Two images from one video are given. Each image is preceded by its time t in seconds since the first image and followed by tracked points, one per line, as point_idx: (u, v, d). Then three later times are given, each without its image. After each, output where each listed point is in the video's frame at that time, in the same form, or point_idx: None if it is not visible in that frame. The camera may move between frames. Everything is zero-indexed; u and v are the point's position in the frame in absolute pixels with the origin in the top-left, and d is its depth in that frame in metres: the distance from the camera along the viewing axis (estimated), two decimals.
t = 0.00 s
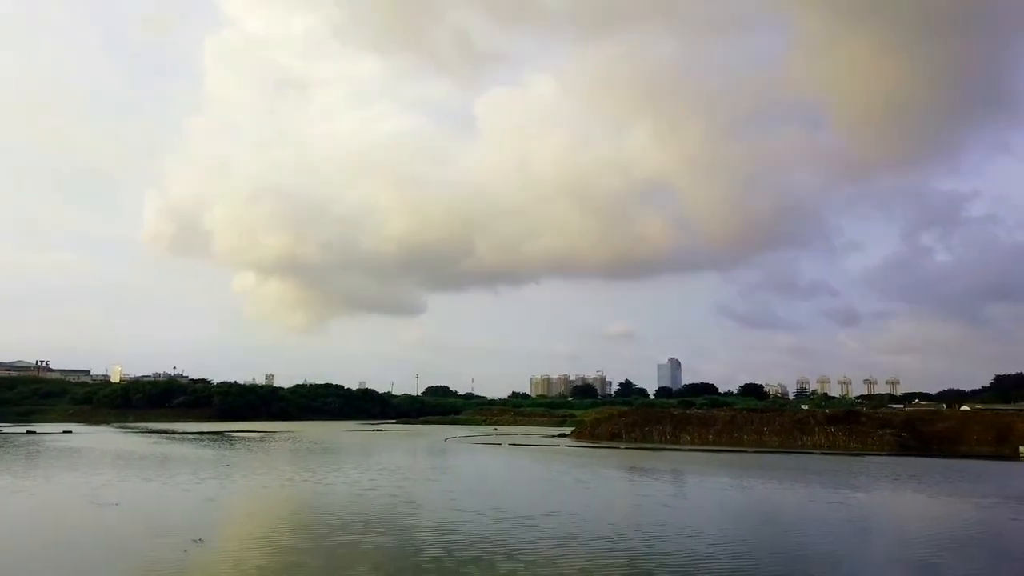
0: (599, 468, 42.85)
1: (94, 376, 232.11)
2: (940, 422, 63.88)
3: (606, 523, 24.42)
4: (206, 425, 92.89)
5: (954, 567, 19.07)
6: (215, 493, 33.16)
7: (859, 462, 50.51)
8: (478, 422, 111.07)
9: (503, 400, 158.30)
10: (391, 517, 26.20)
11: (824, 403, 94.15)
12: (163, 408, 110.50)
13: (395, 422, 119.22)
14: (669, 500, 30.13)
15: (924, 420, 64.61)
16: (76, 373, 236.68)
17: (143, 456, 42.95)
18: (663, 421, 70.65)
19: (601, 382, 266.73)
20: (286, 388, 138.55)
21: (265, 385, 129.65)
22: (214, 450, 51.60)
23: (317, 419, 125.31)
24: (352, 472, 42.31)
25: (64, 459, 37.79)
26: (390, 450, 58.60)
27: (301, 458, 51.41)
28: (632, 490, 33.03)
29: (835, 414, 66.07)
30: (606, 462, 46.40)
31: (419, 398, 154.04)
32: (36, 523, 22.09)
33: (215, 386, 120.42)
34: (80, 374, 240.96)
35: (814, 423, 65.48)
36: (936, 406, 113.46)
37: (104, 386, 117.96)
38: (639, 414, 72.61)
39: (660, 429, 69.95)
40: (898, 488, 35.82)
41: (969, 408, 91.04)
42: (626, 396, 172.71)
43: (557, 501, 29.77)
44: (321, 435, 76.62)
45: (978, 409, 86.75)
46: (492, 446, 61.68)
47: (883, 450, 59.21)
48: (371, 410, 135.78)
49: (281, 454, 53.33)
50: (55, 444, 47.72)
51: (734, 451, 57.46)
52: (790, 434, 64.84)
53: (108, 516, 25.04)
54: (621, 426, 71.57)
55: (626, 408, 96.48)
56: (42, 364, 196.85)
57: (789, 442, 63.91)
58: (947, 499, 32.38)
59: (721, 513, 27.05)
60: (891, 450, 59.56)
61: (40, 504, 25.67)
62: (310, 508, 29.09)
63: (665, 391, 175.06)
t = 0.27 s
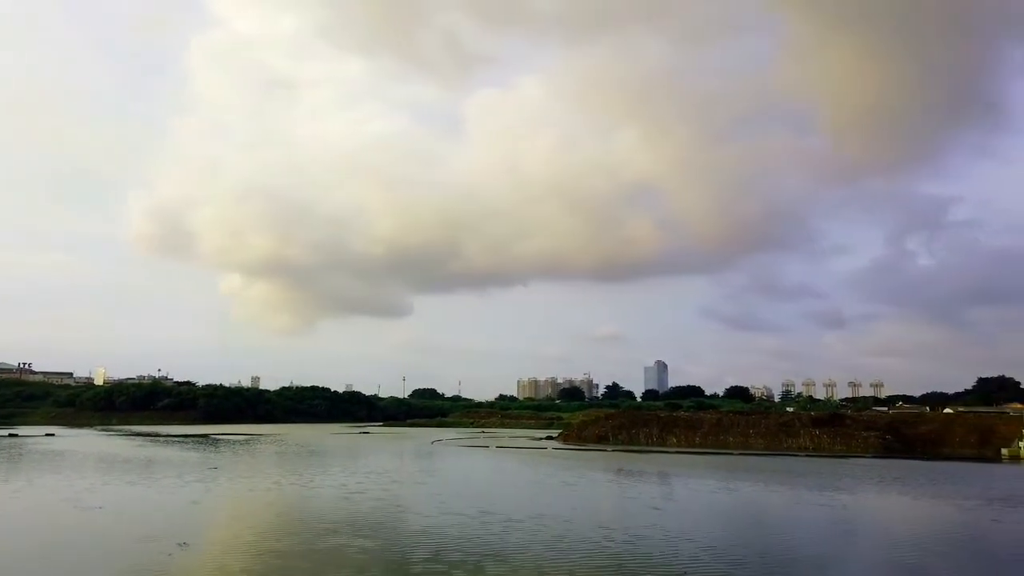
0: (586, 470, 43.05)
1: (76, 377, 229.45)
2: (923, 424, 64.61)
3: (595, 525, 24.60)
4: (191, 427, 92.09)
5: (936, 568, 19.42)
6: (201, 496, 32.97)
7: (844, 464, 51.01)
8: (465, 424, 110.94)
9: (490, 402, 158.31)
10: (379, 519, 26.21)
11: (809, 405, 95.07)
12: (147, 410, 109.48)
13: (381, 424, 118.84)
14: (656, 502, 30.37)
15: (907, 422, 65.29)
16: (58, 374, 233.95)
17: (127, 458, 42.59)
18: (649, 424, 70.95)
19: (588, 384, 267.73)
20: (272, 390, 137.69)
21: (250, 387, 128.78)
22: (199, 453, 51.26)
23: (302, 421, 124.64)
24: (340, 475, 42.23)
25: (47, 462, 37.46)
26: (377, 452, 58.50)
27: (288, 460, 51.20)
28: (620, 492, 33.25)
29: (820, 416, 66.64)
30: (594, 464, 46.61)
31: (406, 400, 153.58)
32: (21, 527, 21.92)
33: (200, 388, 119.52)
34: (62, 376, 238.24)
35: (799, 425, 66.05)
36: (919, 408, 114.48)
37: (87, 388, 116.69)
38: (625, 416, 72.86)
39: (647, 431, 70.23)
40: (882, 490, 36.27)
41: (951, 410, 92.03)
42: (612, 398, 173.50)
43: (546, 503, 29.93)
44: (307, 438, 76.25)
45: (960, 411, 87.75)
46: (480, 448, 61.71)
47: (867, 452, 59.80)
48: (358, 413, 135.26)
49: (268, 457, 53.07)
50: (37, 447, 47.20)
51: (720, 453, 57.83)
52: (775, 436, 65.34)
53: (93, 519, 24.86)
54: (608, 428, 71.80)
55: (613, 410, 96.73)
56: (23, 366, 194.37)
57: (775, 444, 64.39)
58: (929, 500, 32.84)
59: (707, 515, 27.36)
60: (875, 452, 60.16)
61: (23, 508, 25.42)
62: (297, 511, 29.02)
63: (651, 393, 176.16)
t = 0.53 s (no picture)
0: (574, 469, 43.20)
1: (59, 377, 226.98)
2: (907, 423, 65.28)
3: (582, 525, 24.70)
4: (176, 428, 91.32)
5: (921, 567, 19.58)
6: (186, 496, 32.75)
7: (828, 463, 51.54)
8: (453, 424, 110.82)
9: (478, 401, 158.39)
10: (366, 520, 26.18)
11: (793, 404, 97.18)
12: (132, 410, 108.50)
13: (369, 424, 118.45)
14: (644, 501, 30.47)
15: (892, 421, 65.91)
16: (40, 374, 231.34)
17: (112, 458, 42.22)
18: (637, 423, 71.20)
19: (576, 384, 268.84)
20: (258, 390, 136.93)
21: (236, 387, 127.96)
22: (185, 453, 50.86)
23: (289, 421, 123.99)
24: (327, 475, 42.07)
25: (30, 462, 37.09)
26: (364, 452, 58.36)
27: (274, 460, 50.95)
28: (608, 492, 33.40)
29: (806, 415, 67.11)
30: (582, 464, 46.77)
31: (394, 399, 153.15)
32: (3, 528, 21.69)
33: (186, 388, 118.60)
34: (45, 376, 235.69)
35: (785, 424, 66.55)
36: (901, 407, 116.44)
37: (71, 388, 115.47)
38: (613, 416, 73.07)
39: (634, 430, 70.48)
40: (868, 489, 36.58)
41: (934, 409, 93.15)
42: (600, 397, 174.39)
43: (534, 503, 30.02)
44: (294, 437, 75.88)
45: (944, 410, 88.83)
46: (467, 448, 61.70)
47: (853, 451, 60.31)
48: (345, 412, 134.81)
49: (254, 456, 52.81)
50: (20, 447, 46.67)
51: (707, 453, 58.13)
52: (762, 435, 65.80)
53: (78, 519, 24.66)
54: (595, 427, 72.00)
55: (600, 409, 97.02)
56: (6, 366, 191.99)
57: (761, 444, 64.80)
58: (915, 499, 33.14)
59: (695, 514, 27.52)
60: (860, 451, 60.68)
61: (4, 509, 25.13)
62: (285, 511, 28.93)
63: (638, 392, 177.29)
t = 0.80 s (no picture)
0: (559, 469, 43.32)
1: (39, 376, 224.05)
2: (889, 423, 66.04)
3: (567, 525, 24.81)
4: (159, 428, 90.49)
5: (906, 566, 19.77)
6: (169, 496, 32.54)
7: (811, 462, 52.03)
8: (438, 424, 110.63)
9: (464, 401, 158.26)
10: (350, 520, 26.16)
11: (777, 404, 98.05)
12: (114, 410, 107.40)
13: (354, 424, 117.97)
14: (630, 501, 30.57)
15: (874, 421, 66.66)
16: (19, 373, 228.28)
17: (93, 459, 41.81)
18: (622, 423, 71.48)
19: (561, 383, 269.57)
20: (242, 390, 135.99)
21: (220, 386, 127.00)
22: (167, 453, 50.48)
23: (274, 421, 123.21)
24: (311, 475, 41.91)
25: (10, 463, 36.67)
26: (349, 452, 58.17)
27: (258, 460, 50.69)
28: (592, 491, 33.55)
29: (789, 415, 67.69)
30: (567, 464, 46.91)
31: (379, 399, 152.68)
32: None
33: (168, 387, 117.47)
34: (24, 376, 232.63)
35: (769, 424, 67.11)
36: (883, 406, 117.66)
37: (51, 387, 114.02)
38: (598, 415, 73.33)
39: (619, 430, 70.79)
40: (849, 488, 37.00)
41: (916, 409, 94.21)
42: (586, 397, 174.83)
43: (520, 503, 30.09)
44: (278, 437, 75.47)
45: (925, 410, 89.84)
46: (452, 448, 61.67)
47: (835, 451, 60.90)
48: (330, 412, 134.19)
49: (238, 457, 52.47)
50: None
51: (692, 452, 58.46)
52: (746, 435, 66.30)
53: (58, 520, 24.44)
54: (580, 427, 72.22)
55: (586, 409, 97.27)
56: None
57: (745, 443, 65.27)
58: (897, 498, 33.51)
59: (678, 513, 27.72)
60: (843, 450, 61.29)
61: None
62: (269, 511, 28.84)
63: (624, 392, 177.82)
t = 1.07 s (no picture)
0: (543, 468, 43.39)
1: (16, 376, 220.59)
2: (869, 422, 66.90)
3: (550, 525, 24.87)
4: (138, 428, 89.50)
5: (887, 564, 19.98)
6: (150, 497, 32.25)
7: (792, 461, 52.54)
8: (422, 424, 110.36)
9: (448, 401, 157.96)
10: (332, 520, 26.09)
11: (760, 403, 98.84)
12: (93, 410, 106.07)
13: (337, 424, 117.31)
14: (614, 500, 30.68)
15: (854, 420, 67.49)
16: None
17: (71, 459, 41.32)
18: (605, 423, 71.75)
19: (546, 383, 270.37)
20: (224, 389, 134.76)
21: (201, 386, 125.81)
22: (147, 453, 49.98)
23: (256, 421, 122.27)
24: (293, 475, 41.67)
25: None
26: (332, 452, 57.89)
27: (240, 460, 50.34)
28: (576, 491, 33.65)
29: (770, 414, 68.35)
30: (551, 463, 47.00)
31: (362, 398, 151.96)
32: None
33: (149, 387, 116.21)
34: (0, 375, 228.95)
35: (751, 423, 67.72)
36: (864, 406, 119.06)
37: (28, 387, 112.33)
38: (582, 415, 73.59)
39: (602, 429, 71.10)
40: (829, 487, 37.41)
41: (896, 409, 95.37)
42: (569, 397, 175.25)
43: (504, 503, 30.14)
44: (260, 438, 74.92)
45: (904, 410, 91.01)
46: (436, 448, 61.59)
47: (816, 450, 61.61)
48: (312, 412, 133.38)
49: (219, 457, 52.03)
50: None
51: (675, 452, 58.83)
52: (728, 434, 66.85)
53: (34, 521, 24.15)
54: (564, 427, 72.44)
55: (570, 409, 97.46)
56: None
57: (727, 442, 65.79)
58: (878, 497, 33.91)
59: (661, 513, 27.90)
60: (824, 449, 62.02)
61: None
62: (250, 512, 28.67)
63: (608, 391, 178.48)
